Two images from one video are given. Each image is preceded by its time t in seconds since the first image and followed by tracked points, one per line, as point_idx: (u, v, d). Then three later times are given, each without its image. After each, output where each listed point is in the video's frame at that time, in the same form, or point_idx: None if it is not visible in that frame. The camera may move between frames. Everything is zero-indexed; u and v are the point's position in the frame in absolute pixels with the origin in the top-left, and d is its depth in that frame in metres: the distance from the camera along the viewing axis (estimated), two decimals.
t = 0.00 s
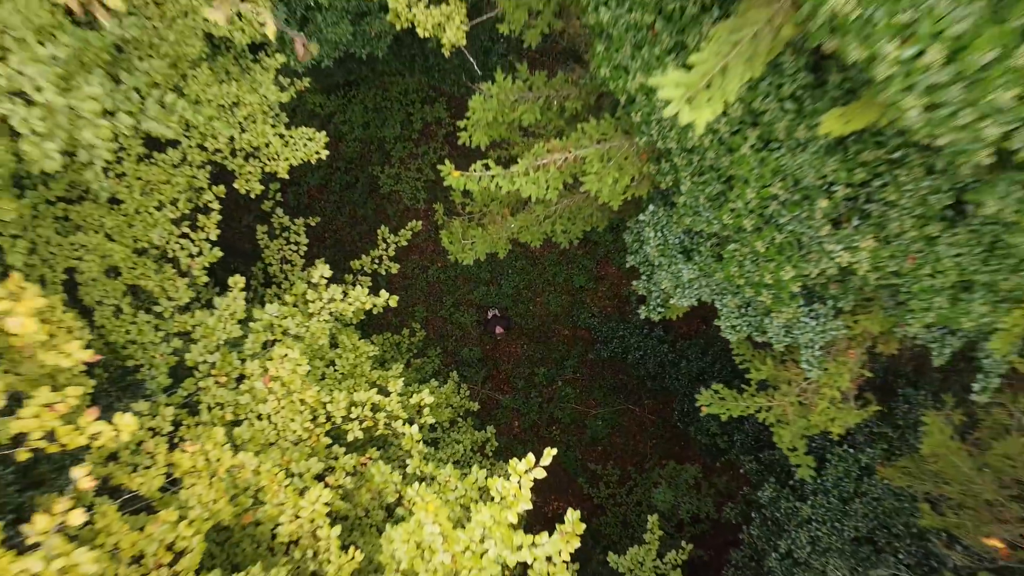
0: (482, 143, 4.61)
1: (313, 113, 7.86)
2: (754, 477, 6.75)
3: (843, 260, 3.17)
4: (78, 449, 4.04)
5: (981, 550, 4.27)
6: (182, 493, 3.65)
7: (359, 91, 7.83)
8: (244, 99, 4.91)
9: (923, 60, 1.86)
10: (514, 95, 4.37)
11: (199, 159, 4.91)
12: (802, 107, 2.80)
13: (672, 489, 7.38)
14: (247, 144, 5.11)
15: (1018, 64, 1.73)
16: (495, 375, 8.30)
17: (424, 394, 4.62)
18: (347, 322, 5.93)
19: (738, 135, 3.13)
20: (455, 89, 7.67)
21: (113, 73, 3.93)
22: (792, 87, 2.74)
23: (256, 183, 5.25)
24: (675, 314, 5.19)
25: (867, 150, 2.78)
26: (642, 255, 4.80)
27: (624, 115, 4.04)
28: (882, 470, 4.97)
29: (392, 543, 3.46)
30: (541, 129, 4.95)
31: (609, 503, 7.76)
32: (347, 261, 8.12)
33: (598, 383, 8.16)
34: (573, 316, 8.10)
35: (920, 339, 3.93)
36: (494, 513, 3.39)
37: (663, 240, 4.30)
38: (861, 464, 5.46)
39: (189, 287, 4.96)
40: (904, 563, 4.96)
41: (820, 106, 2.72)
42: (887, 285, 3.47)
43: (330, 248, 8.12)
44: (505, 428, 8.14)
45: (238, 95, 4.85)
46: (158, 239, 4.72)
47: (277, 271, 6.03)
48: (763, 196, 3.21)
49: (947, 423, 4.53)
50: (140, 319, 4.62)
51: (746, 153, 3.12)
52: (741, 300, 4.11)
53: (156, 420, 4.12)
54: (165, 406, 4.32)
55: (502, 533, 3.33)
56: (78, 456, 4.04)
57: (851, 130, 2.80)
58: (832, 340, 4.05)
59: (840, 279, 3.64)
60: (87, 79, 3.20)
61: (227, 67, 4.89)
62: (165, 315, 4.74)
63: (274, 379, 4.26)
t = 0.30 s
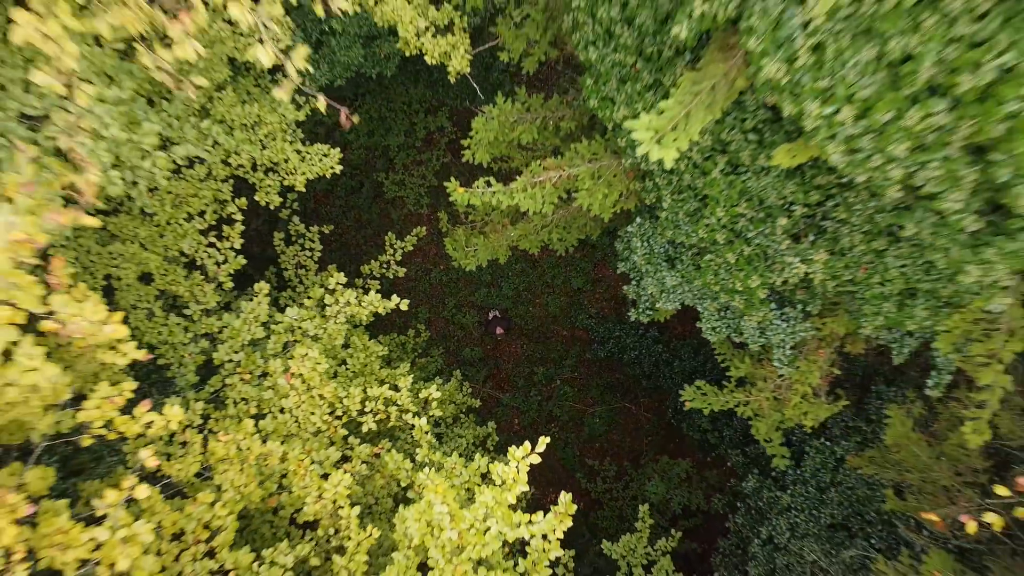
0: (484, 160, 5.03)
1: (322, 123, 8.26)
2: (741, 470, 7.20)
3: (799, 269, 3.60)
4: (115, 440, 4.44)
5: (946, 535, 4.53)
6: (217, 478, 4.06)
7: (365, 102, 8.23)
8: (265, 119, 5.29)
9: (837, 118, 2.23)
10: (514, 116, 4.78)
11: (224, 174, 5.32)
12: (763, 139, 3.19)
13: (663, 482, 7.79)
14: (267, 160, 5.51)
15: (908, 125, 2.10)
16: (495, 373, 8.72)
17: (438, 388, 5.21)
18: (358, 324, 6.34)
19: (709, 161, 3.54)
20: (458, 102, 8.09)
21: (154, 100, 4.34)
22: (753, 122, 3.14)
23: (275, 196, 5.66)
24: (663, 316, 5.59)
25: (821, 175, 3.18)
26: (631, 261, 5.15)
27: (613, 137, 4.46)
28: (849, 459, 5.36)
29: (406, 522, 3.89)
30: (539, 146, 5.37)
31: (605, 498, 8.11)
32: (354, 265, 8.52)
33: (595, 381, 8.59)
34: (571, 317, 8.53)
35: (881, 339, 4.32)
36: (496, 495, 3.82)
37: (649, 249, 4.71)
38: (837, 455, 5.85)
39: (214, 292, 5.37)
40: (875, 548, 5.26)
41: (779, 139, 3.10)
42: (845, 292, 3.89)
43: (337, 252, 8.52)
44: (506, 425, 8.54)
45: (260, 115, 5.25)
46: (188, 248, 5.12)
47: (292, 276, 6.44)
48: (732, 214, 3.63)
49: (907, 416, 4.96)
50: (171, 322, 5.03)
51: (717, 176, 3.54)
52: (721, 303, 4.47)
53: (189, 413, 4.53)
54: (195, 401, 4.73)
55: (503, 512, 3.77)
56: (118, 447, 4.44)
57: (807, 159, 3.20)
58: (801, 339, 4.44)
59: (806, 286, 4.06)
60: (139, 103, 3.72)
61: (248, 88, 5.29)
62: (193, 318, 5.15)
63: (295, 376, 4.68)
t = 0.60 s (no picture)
0: (485, 174, 5.44)
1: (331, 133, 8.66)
2: (728, 463, 7.62)
3: (766, 277, 4.03)
4: (146, 433, 4.82)
5: (915, 520, 4.87)
6: (244, 465, 4.45)
7: (372, 112, 8.63)
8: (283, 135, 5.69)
9: (782, 155, 2.66)
10: (513, 134, 5.17)
11: (244, 185, 5.72)
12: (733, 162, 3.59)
13: (656, 475, 8.20)
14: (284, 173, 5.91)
15: (838, 163, 2.52)
16: (495, 373, 9.12)
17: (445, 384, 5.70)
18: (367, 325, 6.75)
19: (688, 180, 3.95)
20: (463, 112, 8.51)
21: (185, 121, 4.75)
22: (723, 147, 3.53)
23: (291, 205, 6.06)
24: (653, 317, 6.01)
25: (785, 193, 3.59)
26: (621, 267, 5.49)
27: (605, 154, 4.86)
28: (824, 449, 5.72)
29: (417, 505, 4.32)
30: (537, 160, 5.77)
31: (602, 492, 8.49)
32: (361, 268, 8.91)
33: (592, 380, 8.98)
34: (569, 318, 8.94)
35: (850, 339, 4.70)
36: (497, 480, 4.19)
37: (637, 256, 5.09)
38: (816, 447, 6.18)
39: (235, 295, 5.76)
40: (850, 534, 5.59)
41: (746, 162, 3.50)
42: (814, 297, 4.29)
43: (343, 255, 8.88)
44: (506, 422, 8.93)
45: (278, 130, 5.65)
46: (211, 255, 5.53)
47: (305, 280, 6.84)
48: (708, 228, 4.04)
49: (875, 410, 5.36)
50: (196, 323, 5.43)
51: (694, 194, 3.95)
52: (704, 307, 4.83)
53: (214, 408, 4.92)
54: (219, 397, 5.13)
55: (503, 495, 4.16)
56: (149, 439, 4.83)
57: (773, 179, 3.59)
58: (777, 340, 4.82)
59: (779, 291, 4.46)
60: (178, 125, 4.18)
61: (267, 106, 5.69)
62: (216, 320, 5.55)
63: (313, 373, 5.08)
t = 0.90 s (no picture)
0: (486, 184, 5.84)
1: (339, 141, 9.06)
2: (717, 456, 8.03)
3: (741, 281, 4.43)
4: (172, 425, 5.21)
5: (884, 504, 5.16)
6: (267, 452, 4.85)
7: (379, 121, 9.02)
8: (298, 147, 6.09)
9: (743, 177, 3.09)
10: (512, 148, 5.58)
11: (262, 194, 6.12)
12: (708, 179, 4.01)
13: (649, 468, 8.61)
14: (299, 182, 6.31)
15: (788, 186, 2.95)
16: (495, 371, 9.54)
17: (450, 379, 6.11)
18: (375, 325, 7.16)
19: (670, 195, 4.36)
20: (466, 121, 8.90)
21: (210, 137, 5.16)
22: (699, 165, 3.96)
23: (305, 212, 6.46)
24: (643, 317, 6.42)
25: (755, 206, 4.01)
26: (612, 270, 5.91)
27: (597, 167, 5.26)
28: (801, 440, 6.08)
29: (425, 488, 4.73)
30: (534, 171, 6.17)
31: (599, 486, 8.89)
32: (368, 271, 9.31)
33: (589, 378, 9.38)
34: (568, 318, 9.35)
35: (823, 338, 5.10)
36: (497, 465, 4.56)
37: (627, 260, 5.50)
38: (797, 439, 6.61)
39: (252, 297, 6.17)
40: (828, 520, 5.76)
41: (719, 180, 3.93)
42: (787, 299, 4.70)
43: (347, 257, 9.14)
44: (506, 418, 9.33)
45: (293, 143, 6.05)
46: (231, 260, 5.93)
47: (316, 282, 7.23)
48: (689, 236, 4.44)
49: (848, 402, 5.70)
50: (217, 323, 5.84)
51: (676, 206, 4.36)
52: (689, 308, 5.23)
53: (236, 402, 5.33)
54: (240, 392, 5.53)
55: (503, 479, 4.54)
56: (176, 431, 5.23)
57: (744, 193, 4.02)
58: (755, 338, 5.23)
59: (756, 293, 4.87)
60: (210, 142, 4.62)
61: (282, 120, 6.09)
62: (236, 320, 5.95)
63: (327, 369, 5.49)
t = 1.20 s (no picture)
0: (487, 191, 6.23)
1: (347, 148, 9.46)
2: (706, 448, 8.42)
3: (719, 282, 4.83)
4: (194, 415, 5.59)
5: (859, 489, 5.24)
6: (284, 439, 5.26)
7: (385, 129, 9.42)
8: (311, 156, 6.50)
9: (713, 192, 3.52)
10: (511, 158, 6.00)
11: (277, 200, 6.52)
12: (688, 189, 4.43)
13: (643, 461, 9.00)
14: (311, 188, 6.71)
15: (752, 200, 3.38)
16: (495, 368, 9.95)
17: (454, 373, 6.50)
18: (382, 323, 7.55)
19: (654, 204, 4.76)
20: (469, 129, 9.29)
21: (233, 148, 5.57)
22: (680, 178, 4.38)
23: (317, 216, 6.86)
24: (635, 316, 6.85)
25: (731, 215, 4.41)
26: (605, 272, 6.32)
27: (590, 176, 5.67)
28: (781, 430, 6.45)
29: (430, 472, 5.12)
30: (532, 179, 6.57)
31: (596, 480, 9.24)
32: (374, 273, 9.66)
33: (586, 375, 9.78)
34: (566, 318, 9.77)
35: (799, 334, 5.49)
36: (497, 450, 4.93)
37: (617, 263, 5.90)
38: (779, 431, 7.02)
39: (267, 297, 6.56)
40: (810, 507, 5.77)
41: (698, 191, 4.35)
42: (764, 299, 5.10)
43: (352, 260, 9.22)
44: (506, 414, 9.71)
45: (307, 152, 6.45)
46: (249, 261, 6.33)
47: (324, 283, 7.59)
48: (673, 241, 4.83)
49: (824, 394, 6.09)
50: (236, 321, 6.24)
51: (660, 214, 4.77)
52: (675, 307, 5.62)
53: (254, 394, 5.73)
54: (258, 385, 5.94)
55: (503, 463, 4.89)
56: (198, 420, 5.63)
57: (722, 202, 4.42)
58: (737, 335, 5.62)
59: (736, 294, 5.27)
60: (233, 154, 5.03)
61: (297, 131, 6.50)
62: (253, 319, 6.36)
63: (339, 364, 5.89)
